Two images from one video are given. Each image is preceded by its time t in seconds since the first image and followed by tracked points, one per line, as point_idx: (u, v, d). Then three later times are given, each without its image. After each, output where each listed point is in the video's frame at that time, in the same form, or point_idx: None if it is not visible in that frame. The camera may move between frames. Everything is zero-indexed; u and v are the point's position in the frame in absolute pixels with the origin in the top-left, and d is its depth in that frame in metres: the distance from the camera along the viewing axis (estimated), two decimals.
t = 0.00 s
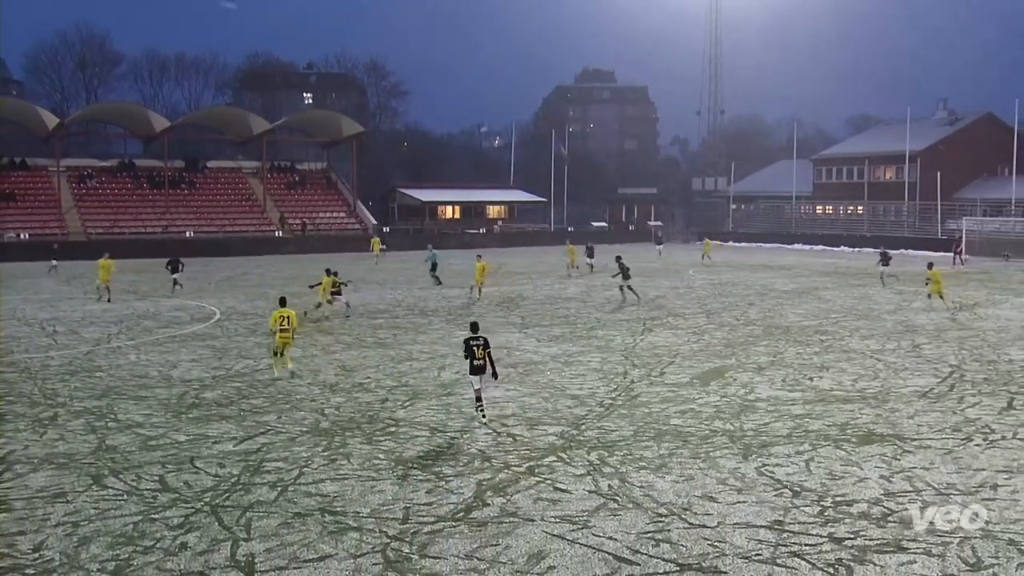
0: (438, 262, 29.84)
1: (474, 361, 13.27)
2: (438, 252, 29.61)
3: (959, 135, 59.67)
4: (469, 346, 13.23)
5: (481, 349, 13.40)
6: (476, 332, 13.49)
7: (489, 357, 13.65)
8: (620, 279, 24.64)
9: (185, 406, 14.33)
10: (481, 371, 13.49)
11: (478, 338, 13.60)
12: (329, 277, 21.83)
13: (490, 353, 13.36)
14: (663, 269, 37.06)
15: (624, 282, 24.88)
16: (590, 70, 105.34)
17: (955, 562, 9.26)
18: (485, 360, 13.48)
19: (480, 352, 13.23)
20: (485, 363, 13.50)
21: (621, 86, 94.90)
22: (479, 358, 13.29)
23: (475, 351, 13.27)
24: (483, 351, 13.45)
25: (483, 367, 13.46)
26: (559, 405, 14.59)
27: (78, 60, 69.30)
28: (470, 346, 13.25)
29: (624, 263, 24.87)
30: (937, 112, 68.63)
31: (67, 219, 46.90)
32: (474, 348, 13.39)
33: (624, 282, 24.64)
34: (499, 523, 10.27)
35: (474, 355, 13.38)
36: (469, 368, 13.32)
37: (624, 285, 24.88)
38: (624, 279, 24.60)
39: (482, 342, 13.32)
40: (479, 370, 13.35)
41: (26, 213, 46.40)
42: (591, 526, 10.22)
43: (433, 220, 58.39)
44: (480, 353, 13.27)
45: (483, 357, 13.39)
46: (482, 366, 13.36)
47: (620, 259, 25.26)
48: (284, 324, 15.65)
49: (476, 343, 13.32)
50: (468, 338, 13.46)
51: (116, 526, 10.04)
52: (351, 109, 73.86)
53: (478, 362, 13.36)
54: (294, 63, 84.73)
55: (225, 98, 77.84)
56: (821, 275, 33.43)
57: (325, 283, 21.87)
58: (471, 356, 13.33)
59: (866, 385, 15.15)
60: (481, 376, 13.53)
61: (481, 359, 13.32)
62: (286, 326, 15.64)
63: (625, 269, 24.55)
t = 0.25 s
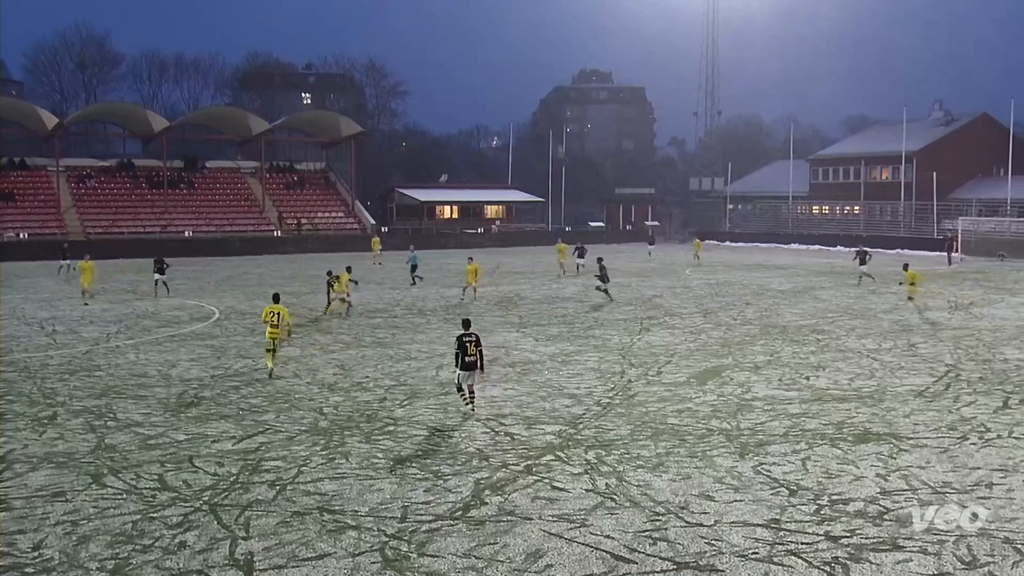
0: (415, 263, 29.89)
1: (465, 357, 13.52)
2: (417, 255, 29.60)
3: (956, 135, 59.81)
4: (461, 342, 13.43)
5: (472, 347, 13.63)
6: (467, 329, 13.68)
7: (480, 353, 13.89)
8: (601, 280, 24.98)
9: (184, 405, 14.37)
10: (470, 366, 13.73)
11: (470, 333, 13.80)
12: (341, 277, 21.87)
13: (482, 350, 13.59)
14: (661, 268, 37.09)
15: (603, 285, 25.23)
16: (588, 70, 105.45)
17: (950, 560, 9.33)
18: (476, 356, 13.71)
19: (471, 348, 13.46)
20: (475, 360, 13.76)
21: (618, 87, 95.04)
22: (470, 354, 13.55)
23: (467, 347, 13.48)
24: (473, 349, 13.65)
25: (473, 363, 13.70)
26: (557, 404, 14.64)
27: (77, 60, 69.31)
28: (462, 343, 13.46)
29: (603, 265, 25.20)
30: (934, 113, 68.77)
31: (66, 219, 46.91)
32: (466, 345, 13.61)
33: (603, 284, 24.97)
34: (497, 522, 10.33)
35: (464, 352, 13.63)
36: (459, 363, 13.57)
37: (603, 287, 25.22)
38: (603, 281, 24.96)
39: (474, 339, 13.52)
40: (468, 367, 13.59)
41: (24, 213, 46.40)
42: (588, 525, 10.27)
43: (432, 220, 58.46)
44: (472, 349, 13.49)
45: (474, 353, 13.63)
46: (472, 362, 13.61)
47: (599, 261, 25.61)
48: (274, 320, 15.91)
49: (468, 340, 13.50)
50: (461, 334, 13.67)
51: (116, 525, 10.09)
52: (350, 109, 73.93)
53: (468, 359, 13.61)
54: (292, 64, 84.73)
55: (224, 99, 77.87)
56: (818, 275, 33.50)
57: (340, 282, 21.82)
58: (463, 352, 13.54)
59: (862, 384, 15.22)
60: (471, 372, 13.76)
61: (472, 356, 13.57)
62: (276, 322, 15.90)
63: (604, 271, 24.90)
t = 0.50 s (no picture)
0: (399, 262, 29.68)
1: (455, 355, 13.57)
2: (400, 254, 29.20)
3: (952, 134, 59.87)
4: (450, 340, 13.47)
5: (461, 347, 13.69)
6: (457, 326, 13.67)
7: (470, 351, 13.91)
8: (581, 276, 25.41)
9: (182, 405, 14.39)
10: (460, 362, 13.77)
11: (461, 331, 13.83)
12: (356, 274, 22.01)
13: (471, 347, 13.59)
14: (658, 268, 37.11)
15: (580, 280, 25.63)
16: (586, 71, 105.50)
17: (946, 559, 9.36)
18: (466, 353, 13.75)
19: (461, 346, 13.49)
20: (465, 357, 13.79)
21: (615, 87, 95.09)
22: (460, 352, 13.61)
23: (456, 345, 13.52)
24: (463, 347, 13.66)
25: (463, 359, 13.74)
26: (555, 404, 14.67)
27: (75, 61, 69.31)
28: (451, 340, 13.51)
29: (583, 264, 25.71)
30: (930, 113, 68.84)
31: (64, 220, 46.89)
32: (456, 342, 13.64)
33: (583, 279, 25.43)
34: (495, 521, 10.36)
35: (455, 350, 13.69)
36: (448, 362, 13.62)
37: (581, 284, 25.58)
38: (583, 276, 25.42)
39: (463, 337, 13.55)
40: (458, 365, 13.62)
41: (23, 214, 46.36)
42: (586, 525, 10.30)
43: (429, 220, 58.47)
44: (462, 348, 13.51)
45: (464, 351, 13.67)
46: (461, 360, 13.66)
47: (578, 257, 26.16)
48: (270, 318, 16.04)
49: (458, 338, 13.51)
50: (450, 332, 13.73)
51: (114, 525, 10.10)
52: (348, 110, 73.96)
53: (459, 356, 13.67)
54: (290, 64, 84.74)
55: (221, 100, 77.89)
56: (815, 275, 33.54)
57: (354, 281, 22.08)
58: (452, 350, 13.57)
59: (859, 383, 15.25)
60: (462, 369, 13.82)
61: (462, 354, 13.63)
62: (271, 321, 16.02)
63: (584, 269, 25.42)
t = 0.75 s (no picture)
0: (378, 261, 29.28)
1: (443, 353, 13.56)
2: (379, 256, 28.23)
3: (945, 135, 59.99)
4: (438, 339, 13.49)
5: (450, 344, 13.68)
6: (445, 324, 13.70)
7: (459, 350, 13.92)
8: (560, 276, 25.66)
9: (175, 406, 14.34)
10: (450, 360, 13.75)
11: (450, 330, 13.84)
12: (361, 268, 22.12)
13: (459, 346, 13.59)
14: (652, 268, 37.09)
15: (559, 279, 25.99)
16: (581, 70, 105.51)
17: (941, 559, 9.37)
18: (454, 352, 13.74)
19: (449, 344, 13.49)
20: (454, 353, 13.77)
21: (609, 87, 95.15)
22: (448, 350, 13.60)
23: (444, 342, 13.52)
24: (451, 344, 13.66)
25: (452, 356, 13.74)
26: (549, 404, 14.65)
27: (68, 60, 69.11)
28: (439, 339, 13.52)
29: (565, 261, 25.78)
30: (924, 113, 68.96)
31: (57, 220, 46.75)
32: (444, 340, 13.65)
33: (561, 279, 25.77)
34: (489, 521, 10.34)
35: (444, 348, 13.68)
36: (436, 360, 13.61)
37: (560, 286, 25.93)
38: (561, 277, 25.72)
39: (452, 335, 13.55)
40: (447, 363, 13.61)
41: (17, 214, 46.22)
42: (580, 525, 10.29)
43: (424, 219, 58.40)
44: (450, 346, 13.52)
45: (452, 349, 13.66)
46: (450, 358, 13.65)
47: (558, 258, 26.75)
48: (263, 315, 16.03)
49: (446, 336, 13.52)
50: (438, 330, 13.74)
51: (107, 526, 10.07)
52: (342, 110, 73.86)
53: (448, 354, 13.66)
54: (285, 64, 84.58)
55: (215, 100, 77.85)
56: (809, 275, 33.58)
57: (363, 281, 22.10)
58: (440, 348, 13.58)
59: (854, 383, 15.26)
60: (451, 367, 13.80)
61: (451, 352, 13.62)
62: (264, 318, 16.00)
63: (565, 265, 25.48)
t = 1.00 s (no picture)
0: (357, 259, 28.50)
1: (435, 353, 13.55)
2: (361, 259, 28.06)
3: (938, 135, 60.11)
4: (431, 338, 13.46)
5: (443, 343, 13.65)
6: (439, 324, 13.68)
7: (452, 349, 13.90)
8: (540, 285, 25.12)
9: (168, 407, 14.30)
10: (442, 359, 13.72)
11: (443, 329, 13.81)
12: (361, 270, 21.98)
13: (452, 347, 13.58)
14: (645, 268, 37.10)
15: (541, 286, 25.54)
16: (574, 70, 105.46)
17: (934, 558, 9.37)
18: (447, 351, 13.73)
19: (441, 344, 13.48)
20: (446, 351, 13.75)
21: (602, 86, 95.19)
22: (440, 350, 13.58)
23: (436, 342, 13.49)
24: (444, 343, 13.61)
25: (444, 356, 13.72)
26: (543, 404, 14.64)
27: (60, 60, 68.89)
28: (431, 338, 13.50)
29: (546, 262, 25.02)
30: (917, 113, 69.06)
31: (50, 220, 46.61)
32: (436, 340, 13.63)
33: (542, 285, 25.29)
34: (483, 522, 10.32)
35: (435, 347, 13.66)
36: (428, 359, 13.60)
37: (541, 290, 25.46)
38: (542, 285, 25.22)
39: (445, 335, 13.51)
40: (439, 363, 13.59)
41: (10, 214, 46.04)
42: (574, 525, 10.27)
43: (417, 219, 58.37)
44: (442, 346, 13.51)
45: (444, 349, 13.65)
46: (442, 358, 13.63)
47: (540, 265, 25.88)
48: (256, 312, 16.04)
49: (438, 335, 13.49)
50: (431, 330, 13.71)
51: (99, 527, 10.03)
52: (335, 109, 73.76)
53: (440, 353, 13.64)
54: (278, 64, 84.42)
55: (207, 99, 77.74)
56: (802, 275, 33.63)
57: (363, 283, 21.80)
58: (432, 347, 13.57)
59: (847, 383, 15.28)
60: (444, 367, 13.78)
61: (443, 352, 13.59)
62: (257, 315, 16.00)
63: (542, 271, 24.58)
